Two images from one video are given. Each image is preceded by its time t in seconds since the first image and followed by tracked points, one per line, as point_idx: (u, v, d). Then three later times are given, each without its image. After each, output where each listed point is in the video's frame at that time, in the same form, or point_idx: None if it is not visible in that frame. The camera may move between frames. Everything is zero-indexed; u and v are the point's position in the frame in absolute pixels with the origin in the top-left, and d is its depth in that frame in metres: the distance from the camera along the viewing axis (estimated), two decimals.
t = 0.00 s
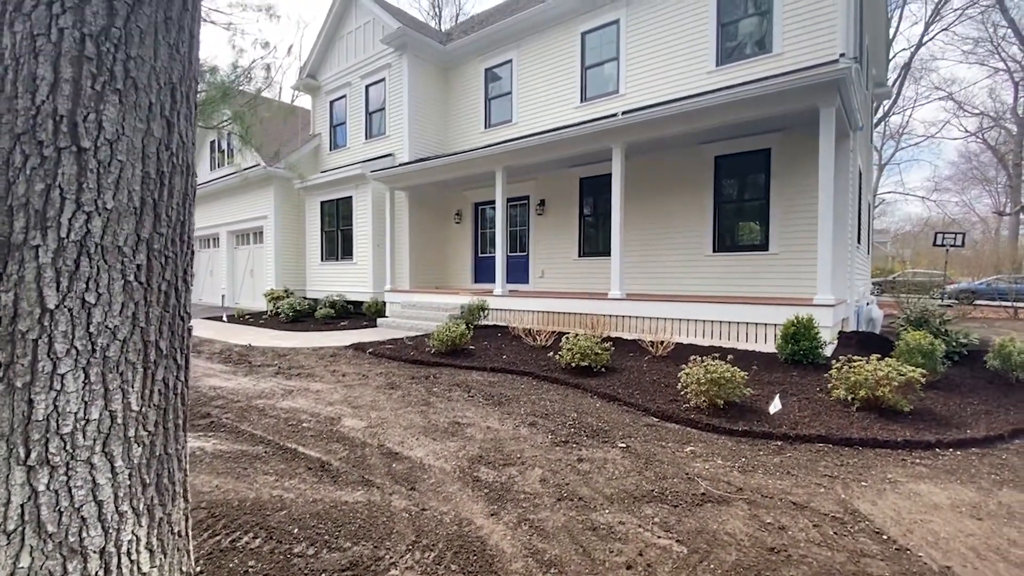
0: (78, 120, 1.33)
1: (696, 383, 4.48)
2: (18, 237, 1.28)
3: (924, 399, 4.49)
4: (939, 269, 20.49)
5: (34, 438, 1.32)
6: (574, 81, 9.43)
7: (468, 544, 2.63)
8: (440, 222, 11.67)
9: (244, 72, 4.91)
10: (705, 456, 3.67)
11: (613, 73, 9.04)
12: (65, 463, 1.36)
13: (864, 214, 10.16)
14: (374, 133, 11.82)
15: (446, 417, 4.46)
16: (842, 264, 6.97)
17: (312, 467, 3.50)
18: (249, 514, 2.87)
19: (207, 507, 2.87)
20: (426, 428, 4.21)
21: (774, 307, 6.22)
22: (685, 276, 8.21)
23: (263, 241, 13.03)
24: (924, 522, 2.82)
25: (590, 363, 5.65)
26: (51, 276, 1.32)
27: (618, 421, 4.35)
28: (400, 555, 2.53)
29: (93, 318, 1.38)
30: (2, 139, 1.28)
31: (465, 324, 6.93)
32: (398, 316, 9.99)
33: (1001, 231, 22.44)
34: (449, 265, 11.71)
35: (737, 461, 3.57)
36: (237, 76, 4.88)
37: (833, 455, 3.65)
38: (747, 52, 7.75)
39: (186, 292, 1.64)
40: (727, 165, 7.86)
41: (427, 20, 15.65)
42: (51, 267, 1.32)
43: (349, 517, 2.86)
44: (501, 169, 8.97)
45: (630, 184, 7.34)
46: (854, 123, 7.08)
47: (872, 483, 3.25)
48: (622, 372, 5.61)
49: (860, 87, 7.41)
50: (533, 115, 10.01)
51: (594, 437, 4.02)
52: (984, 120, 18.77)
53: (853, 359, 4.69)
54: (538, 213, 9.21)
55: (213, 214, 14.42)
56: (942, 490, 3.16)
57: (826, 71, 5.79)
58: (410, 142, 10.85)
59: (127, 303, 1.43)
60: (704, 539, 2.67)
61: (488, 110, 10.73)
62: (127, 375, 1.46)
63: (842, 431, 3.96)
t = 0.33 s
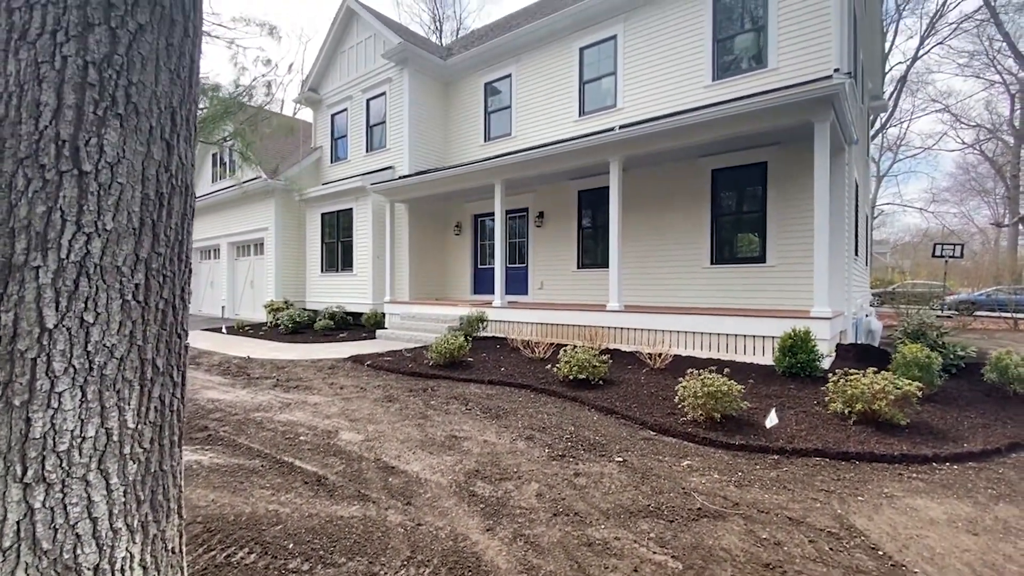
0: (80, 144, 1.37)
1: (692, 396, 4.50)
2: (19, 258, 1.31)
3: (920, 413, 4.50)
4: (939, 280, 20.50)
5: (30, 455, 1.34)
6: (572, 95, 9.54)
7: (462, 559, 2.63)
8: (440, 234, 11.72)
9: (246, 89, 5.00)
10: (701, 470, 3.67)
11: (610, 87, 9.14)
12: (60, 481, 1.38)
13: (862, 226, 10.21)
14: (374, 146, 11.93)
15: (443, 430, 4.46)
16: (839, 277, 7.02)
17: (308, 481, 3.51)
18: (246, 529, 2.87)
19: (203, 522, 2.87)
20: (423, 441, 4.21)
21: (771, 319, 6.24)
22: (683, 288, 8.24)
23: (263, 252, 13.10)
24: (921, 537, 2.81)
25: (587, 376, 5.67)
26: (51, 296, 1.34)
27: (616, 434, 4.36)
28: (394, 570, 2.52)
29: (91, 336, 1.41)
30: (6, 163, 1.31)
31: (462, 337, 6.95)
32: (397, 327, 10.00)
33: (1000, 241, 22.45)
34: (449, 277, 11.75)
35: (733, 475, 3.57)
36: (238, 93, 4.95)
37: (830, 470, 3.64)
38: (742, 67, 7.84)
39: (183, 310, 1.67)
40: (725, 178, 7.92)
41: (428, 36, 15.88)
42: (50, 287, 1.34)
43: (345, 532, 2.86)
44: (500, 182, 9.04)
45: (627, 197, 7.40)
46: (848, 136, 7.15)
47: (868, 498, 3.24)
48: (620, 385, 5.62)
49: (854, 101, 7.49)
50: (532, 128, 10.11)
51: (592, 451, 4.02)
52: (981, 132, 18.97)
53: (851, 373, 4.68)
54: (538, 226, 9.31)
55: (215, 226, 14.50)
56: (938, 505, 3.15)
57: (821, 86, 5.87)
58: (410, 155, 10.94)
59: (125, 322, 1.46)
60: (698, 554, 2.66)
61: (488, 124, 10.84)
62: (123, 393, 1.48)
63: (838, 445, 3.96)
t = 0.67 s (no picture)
0: (79, 167, 1.41)
1: (688, 411, 4.51)
2: (17, 278, 1.34)
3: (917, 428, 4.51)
4: (939, 292, 20.50)
5: (24, 474, 1.35)
6: (570, 110, 9.64)
7: None
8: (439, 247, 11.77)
9: (246, 106, 5.11)
10: (698, 486, 3.66)
11: (608, 102, 9.25)
12: (53, 499, 1.39)
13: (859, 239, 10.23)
14: (374, 160, 12.02)
15: (440, 445, 4.45)
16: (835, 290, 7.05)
17: (304, 496, 3.50)
18: (239, 545, 2.85)
19: (196, 538, 2.85)
20: (419, 456, 4.20)
21: (769, 333, 6.25)
22: (680, 301, 8.27)
23: (263, 265, 13.13)
24: (916, 554, 2.80)
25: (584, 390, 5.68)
26: (47, 316, 1.37)
27: (613, 449, 4.35)
28: None
29: (86, 355, 1.43)
30: (6, 186, 1.35)
31: (460, 350, 6.96)
32: (395, 339, 10.01)
33: (999, 253, 22.46)
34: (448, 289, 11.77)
35: (730, 491, 3.56)
36: (239, 110, 5.06)
37: (827, 485, 3.63)
38: (737, 82, 7.94)
39: (179, 327, 1.70)
40: (721, 192, 7.98)
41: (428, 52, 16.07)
42: (48, 307, 1.37)
43: (339, 549, 2.85)
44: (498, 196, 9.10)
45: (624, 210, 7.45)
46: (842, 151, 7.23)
47: (864, 514, 3.23)
48: (617, 399, 5.61)
49: (847, 117, 7.58)
50: (531, 143, 10.21)
51: (588, 466, 4.02)
52: (977, 144, 18.82)
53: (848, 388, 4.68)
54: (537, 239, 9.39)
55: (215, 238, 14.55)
56: (934, 521, 3.14)
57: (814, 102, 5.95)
58: (410, 169, 11.01)
59: (120, 340, 1.49)
60: (693, 571, 2.65)
61: (487, 139, 10.94)
62: (117, 412, 1.49)
63: (835, 460, 3.96)
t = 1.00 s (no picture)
0: (77, 185, 1.45)
1: (685, 423, 4.50)
2: (13, 294, 1.36)
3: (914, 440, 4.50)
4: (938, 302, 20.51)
5: (17, 488, 1.36)
6: (568, 123, 9.73)
7: None
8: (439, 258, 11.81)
9: (246, 120, 5.19)
10: (694, 498, 3.65)
11: (605, 115, 9.34)
12: (45, 513, 1.40)
13: (856, 250, 10.25)
14: (374, 172, 12.09)
15: (436, 458, 4.44)
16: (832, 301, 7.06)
17: (299, 509, 3.48)
18: (234, 559, 2.83)
19: (190, 552, 2.83)
20: (415, 469, 4.19)
21: (766, 344, 6.26)
22: (679, 313, 8.27)
23: (263, 275, 13.15)
24: (913, 567, 2.78)
25: (582, 402, 5.67)
26: (43, 331, 1.39)
27: (609, 461, 4.34)
28: None
29: (80, 369, 1.45)
30: (5, 203, 1.38)
31: (459, 361, 6.96)
32: (394, 350, 10.01)
33: (998, 264, 22.51)
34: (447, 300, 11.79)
35: (727, 504, 3.56)
36: (238, 123, 5.11)
37: (824, 498, 3.62)
38: (733, 95, 8.02)
39: (173, 341, 1.72)
40: (718, 203, 8.03)
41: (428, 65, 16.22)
42: (44, 322, 1.39)
43: (333, 562, 2.83)
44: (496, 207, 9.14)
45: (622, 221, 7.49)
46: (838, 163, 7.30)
47: (862, 527, 3.22)
48: (615, 411, 5.60)
49: (842, 129, 7.65)
50: (529, 155, 10.29)
51: (585, 479, 4.01)
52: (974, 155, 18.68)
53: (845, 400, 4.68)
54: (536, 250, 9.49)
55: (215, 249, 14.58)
56: (932, 534, 3.13)
57: (808, 116, 6.02)
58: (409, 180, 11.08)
59: (115, 354, 1.51)
60: None
61: (486, 151, 11.04)
62: (110, 426, 1.51)
63: (833, 472, 3.95)
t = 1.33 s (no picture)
0: (74, 200, 1.48)
1: (682, 434, 4.49)
2: (9, 306, 1.39)
3: (912, 451, 4.49)
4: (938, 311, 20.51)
5: (8, 500, 1.36)
6: (566, 134, 9.81)
7: None
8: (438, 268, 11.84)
9: (245, 131, 5.23)
10: (691, 510, 3.64)
11: (603, 127, 9.41)
12: (35, 524, 1.40)
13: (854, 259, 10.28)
14: (374, 183, 12.15)
15: (432, 469, 4.42)
16: (829, 312, 7.09)
17: (294, 521, 3.46)
18: (227, 571, 2.81)
19: (182, 565, 2.81)
20: (411, 480, 4.17)
21: (764, 355, 6.26)
22: (677, 323, 8.27)
23: (262, 285, 13.15)
24: None
25: (580, 412, 5.66)
26: (37, 344, 1.41)
27: (606, 473, 4.33)
28: None
29: (73, 381, 1.47)
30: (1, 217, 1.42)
31: (456, 371, 6.95)
32: (392, 360, 9.99)
33: (996, 272, 22.53)
34: (446, 309, 11.80)
35: (724, 516, 3.54)
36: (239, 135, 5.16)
37: (821, 510, 3.61)
38: (730, 107, 8.09)
39: (167, 352, 1.74)
40: (715, 214, 8.08)
41: (430, 79, 16.41)
42: (38, 334, 1.42)
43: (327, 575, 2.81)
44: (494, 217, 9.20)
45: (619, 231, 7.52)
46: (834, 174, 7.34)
47: (859, 539, 3.20)
48: (613, 422, 5.59)
49: (838, 141, 7.72)
50: (528, 167, 10.36)
51: (582, 490, 3.99)
52: (970, 167, 18.79)
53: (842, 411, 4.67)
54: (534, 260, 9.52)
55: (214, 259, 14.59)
56: (930, 547, 3.11)
57: (802, 128, 6.08)
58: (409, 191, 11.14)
59: (109, 366, 1.53)
60: None
61: (485, 162, 11.11)
62: (102, 437, 1.52)
63: (830, 484, 3.94)
